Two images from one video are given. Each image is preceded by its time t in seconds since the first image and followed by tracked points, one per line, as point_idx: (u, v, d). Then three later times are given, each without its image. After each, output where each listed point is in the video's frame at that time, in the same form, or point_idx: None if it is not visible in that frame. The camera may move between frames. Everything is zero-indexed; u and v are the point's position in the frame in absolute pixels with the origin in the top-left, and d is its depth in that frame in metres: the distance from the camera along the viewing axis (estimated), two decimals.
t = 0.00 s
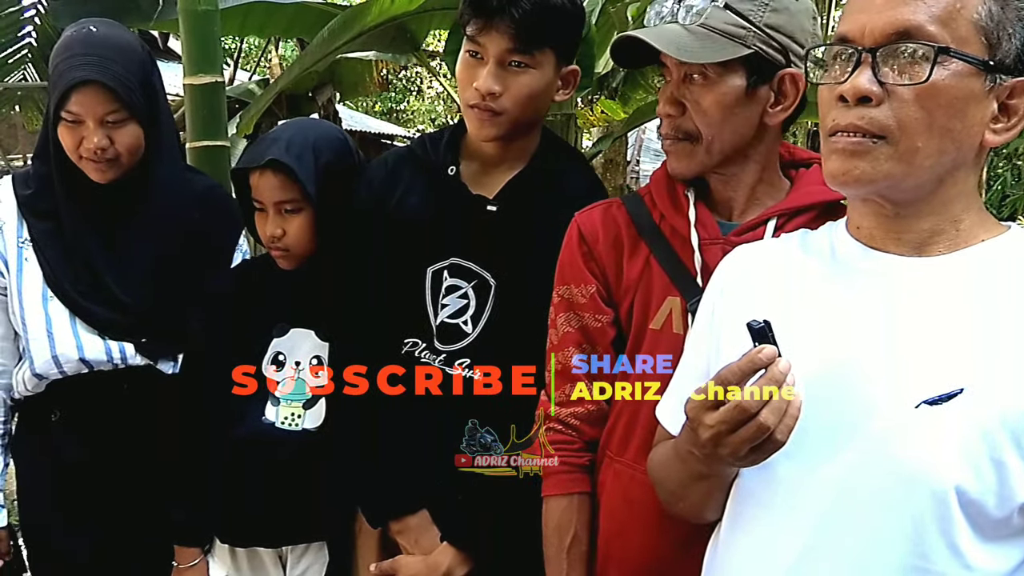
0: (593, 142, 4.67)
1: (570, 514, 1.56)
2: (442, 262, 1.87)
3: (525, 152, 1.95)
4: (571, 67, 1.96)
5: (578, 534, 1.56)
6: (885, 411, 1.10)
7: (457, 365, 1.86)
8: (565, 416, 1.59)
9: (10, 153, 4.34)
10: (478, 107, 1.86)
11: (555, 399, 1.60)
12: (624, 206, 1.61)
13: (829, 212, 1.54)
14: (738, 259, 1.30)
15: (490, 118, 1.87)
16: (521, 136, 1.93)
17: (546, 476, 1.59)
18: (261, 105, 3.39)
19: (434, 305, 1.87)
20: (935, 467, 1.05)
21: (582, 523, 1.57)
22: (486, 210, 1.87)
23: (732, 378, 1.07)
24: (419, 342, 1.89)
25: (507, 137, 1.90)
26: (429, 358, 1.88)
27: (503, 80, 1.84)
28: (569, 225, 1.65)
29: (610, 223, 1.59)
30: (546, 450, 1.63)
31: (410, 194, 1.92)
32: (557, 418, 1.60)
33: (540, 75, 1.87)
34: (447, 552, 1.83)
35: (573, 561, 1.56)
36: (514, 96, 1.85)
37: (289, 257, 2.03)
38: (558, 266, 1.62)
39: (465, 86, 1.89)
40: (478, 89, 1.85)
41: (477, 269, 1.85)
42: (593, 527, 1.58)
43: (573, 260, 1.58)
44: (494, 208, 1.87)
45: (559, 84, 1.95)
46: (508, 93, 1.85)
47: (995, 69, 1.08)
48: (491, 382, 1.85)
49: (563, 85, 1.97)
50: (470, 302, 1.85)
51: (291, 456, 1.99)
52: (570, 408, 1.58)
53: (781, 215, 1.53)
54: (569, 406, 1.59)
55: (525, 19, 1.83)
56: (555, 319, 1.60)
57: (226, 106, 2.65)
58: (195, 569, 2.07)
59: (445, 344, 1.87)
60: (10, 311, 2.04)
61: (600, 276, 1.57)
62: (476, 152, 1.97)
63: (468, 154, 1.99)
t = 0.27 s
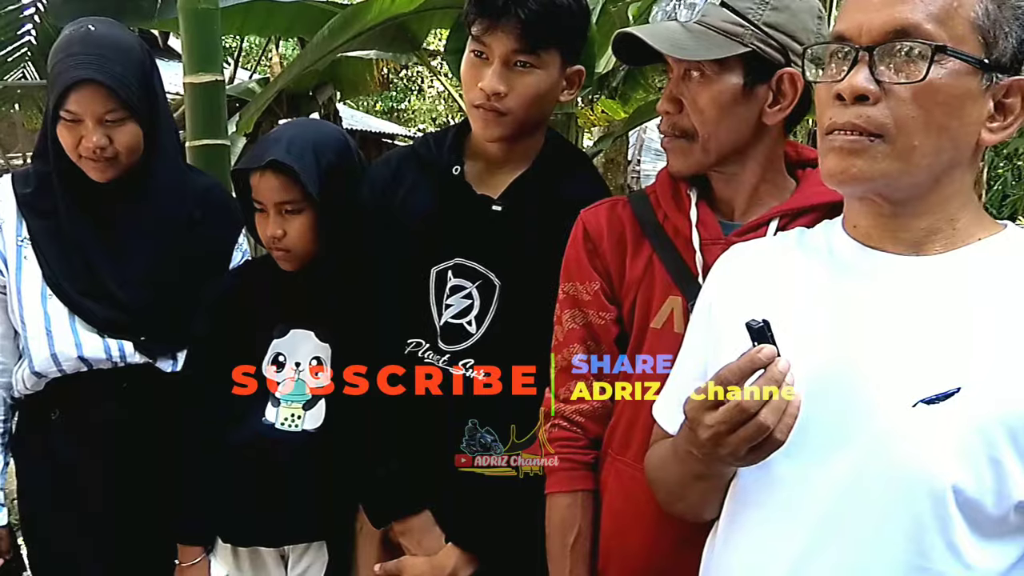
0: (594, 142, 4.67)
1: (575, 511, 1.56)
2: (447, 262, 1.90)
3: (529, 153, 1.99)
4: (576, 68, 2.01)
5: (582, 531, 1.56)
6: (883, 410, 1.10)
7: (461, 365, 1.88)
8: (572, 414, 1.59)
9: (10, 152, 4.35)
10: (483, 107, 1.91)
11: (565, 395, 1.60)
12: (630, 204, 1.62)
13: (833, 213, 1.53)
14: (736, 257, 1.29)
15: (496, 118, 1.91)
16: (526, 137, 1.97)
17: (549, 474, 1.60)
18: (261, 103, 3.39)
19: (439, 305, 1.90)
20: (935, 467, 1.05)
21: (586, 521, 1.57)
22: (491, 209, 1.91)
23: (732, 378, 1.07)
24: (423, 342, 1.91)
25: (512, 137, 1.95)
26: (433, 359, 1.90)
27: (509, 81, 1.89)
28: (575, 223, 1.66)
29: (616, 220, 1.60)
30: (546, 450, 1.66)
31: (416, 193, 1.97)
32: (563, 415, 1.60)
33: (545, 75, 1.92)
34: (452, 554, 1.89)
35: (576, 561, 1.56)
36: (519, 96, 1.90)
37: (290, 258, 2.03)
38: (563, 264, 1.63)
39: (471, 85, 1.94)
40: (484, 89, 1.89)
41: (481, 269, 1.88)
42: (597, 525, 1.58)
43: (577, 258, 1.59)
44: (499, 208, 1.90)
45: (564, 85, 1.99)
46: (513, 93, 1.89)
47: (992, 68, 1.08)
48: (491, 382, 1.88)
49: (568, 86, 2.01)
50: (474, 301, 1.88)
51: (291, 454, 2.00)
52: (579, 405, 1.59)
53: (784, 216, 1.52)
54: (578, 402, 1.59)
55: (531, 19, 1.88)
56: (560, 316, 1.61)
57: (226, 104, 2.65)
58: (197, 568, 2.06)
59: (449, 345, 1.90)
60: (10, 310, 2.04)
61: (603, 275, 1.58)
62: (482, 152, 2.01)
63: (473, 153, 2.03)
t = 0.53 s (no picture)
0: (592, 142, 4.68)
1: (575, 509, 1.57)
2: (445, 262, 1.91)
3: (529, 153, 2.00)
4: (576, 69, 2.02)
5: (581, 530, 1.57)
6: (873, 410, 1.10)
7: (460, 365, 1.89)
8: (572, 412, 1.60)
9: (9, 151, 4.36)
10: (484, 107, 1.91)
11: (565, 393, 1.61)
12: (630, 204, 1.63)
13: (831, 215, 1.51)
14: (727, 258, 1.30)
15: (496, 118, 1.92)
16: (526, 138, 1.98)
17: (550, 472, 1.61)
18: (260, 103, 3.40)
19: (436, 305, 1.91)
20: (924, 467, 1.06)
21: (586, 518, 1.58)
22: (490, 209, 1.91)
23: (722, 379, 1.08)
24: (419, 342, 1.92)
25: (512, 137, 1.95)
26: (430, 358, 1.91)
27: (509, 81, 1.89)
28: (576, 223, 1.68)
29: (616, 219, 1.62)
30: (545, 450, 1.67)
31: (415, 193, 1.97)
32: (562, 413, 1.61)
33: (544, 76, 1.92)
34: (450, 554, 1.89)
35: (575, 558, 1.57)
36: (520, 97, 1.90)
37: (287, 256, 2.03)
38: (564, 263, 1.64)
39: (471, 85, 1.94)
40: (484, 89, 1.90)
41: (479, 269, 1.89)
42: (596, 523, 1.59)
43: (578, 257, 1.61)
44: (498, 208, 1.91)
45: (564, 85, 2.00)
46: (513, 94, 1.90)
47: (981, 70, 1.09)
48: (491, 382, 1.89)
49: (568, 87, 2.02)
50: (471, 301, 1.89)
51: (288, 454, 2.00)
52: (578, 403, 1.60)
53: (781, 218, 1.51)
54: (578, 400, 1.60)
55: (532, 19, 1.88)
56: (561, 314, 1.63)
57: (225, 105, 2.66)
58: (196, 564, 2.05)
59: (447, 344, 1.90)
60: (9, 310, 2.05)
61: (603, 274, 1.60)
62: (481, 152, 2.02)
63: (473, 154, 2.04)
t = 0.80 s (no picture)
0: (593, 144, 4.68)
1: (578, 510, 1.58)
2: (446, 264, 1.92)
3: (529, 155, 2.01)
4: (576, 71, 2.02)
5: (584, 529, 1.58)
6: (868, 411, 1.10)
7: (460, 366, 1.89)
8: (575, 412, 1.60)
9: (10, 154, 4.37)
10: (483, 107, 1.92)
11: (567, 393, 1.62)
12: (633, 205, 1.64)
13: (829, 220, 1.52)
14: (723, 259, 1.30)
15: (495, 119, 1.92)
16: (526, 139, 1.98)
17: (552, 472, 1.61)
18: (260, 105, 3.41)
19: (437, 307, 1.91)
20: (919, 467, 1.06)
21: (588, 518, 1.59)
22: (489, 212, 1.92)
23: (718, 381, 1.08)
24: (421, 343, 1.93)
25: (512, 138, 1.95)
26: (430, 359, 1.91)
27: (508, 82, 1.90)
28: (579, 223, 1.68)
29: (618, 220, 1.62)
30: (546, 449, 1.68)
31: (416, 195, 1.98)
32: (565, 413, 1.61)
33: (544, 77, 1.93)
34: (448, 553, 1.89)
35: (577, 559, 1.57)
36: (519, 98, 1.91)
37: (289, 252, 2.04)
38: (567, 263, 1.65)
39: (471, 87, 1.95)
40: (483, 90, 1.90)
41: (479, 271, 1.89)
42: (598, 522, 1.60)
43: (580, 256, 1.61)
44: (497, 211, 1.91)
45: (564, 87, 2.00)
46: (512, 95, 1.90)
47: (974, 72, 1.09)
48: (491, 381, 1.89)
49: (568, 88, 2.03)
50: (471, 303, 1.89)
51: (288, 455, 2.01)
52: (580, 403, 1.60)
53: (781, 220, 1.51)
54: (580, 400, 1.60)
55: (532, 21, 1.89)
56: (564, 314, 1.63)
57: (226, 107, 2.67)
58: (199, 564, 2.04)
59: (447, 346, 1.90)
60: (14, 309, 2.05)
61: (604, 274, 1.61)
62: (481, 154, 2.02)
63: (473, 156, 2.04)
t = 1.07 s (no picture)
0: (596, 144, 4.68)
1: (582, 508, 1.58)
2: (449, 264, 1.92)
3: (533, 155, 2.01)
4: (579, 70, 2.03)
5: (588, 529, 1.58)
6: (864, 410, 1.11)
7: (464, 366, 1.90)
8: (579, 411, 1.61)
9: (14, 154, 4.39)
10: (486, 107, 1.92)
11: (570, 392, 1.62)
12: (637, 204, 1.64)
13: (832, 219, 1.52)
14: (721, 260, 1.31)
15: (498, 119, 1.92)
16: (529, 138, 1.98)
17: (556, 470, 1.61)
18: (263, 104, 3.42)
19: (441, 306, 1.92)
20: (915, 466, 1.06)
21: (592, 517, 1.59)
22: (492, 212, 1.92)
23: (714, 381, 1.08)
24: (425, 343, 1.93)
25: (515, 137, 1.96)
26: (435, 359, 1.92)
27: (511, 82, 1.90)
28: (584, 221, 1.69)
29: (622, 219, 1.63)
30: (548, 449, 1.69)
31: (419, 195, 1.99)
32: (570, 412, 1.62)
33: (547, 77, 1.93)
34: (453, 554, 1.90)
35: (581, 557, 1.58)
36: (522, 98, 1.91)
37: (293, 248, 2.05)
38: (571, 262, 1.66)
39: (473, 87, 1.95)
40: (486, 90, 1.91)
41: (482, 271, 1.90)
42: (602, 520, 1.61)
43: (584, 255, 1.62)
44: (500, 211, 1.92)
45: (567, 87, 2.01)
46: (515, 95, 1.91)
47: (970, 71, 1.09)
48: (491, 382, 1.89)
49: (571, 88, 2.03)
50: (476, 303, 1.90)
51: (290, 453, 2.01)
52: (583, 402, 1.61)
53: (785, 218, 1.51)
54: (582, 399, 1.61)
55: (535, 20, 1.89)
56: (568, 313, 1.64)
57: (230, 106, 2.67)
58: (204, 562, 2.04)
59: (451, 346, 1.91)
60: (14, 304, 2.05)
61: (608, 273, 1.61)
62: (485, 155, 2.03)
63: (477, 156, 2.05)
